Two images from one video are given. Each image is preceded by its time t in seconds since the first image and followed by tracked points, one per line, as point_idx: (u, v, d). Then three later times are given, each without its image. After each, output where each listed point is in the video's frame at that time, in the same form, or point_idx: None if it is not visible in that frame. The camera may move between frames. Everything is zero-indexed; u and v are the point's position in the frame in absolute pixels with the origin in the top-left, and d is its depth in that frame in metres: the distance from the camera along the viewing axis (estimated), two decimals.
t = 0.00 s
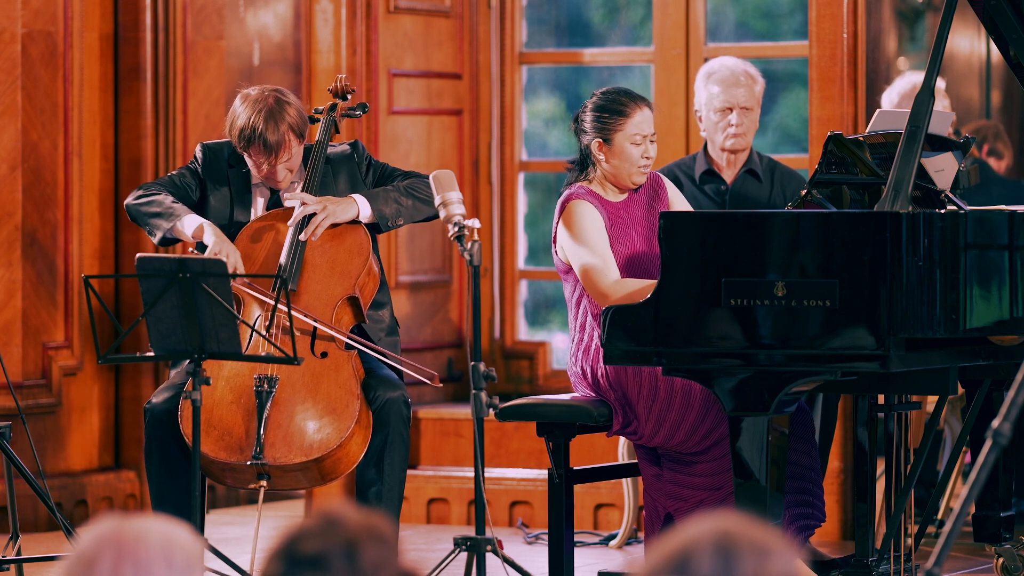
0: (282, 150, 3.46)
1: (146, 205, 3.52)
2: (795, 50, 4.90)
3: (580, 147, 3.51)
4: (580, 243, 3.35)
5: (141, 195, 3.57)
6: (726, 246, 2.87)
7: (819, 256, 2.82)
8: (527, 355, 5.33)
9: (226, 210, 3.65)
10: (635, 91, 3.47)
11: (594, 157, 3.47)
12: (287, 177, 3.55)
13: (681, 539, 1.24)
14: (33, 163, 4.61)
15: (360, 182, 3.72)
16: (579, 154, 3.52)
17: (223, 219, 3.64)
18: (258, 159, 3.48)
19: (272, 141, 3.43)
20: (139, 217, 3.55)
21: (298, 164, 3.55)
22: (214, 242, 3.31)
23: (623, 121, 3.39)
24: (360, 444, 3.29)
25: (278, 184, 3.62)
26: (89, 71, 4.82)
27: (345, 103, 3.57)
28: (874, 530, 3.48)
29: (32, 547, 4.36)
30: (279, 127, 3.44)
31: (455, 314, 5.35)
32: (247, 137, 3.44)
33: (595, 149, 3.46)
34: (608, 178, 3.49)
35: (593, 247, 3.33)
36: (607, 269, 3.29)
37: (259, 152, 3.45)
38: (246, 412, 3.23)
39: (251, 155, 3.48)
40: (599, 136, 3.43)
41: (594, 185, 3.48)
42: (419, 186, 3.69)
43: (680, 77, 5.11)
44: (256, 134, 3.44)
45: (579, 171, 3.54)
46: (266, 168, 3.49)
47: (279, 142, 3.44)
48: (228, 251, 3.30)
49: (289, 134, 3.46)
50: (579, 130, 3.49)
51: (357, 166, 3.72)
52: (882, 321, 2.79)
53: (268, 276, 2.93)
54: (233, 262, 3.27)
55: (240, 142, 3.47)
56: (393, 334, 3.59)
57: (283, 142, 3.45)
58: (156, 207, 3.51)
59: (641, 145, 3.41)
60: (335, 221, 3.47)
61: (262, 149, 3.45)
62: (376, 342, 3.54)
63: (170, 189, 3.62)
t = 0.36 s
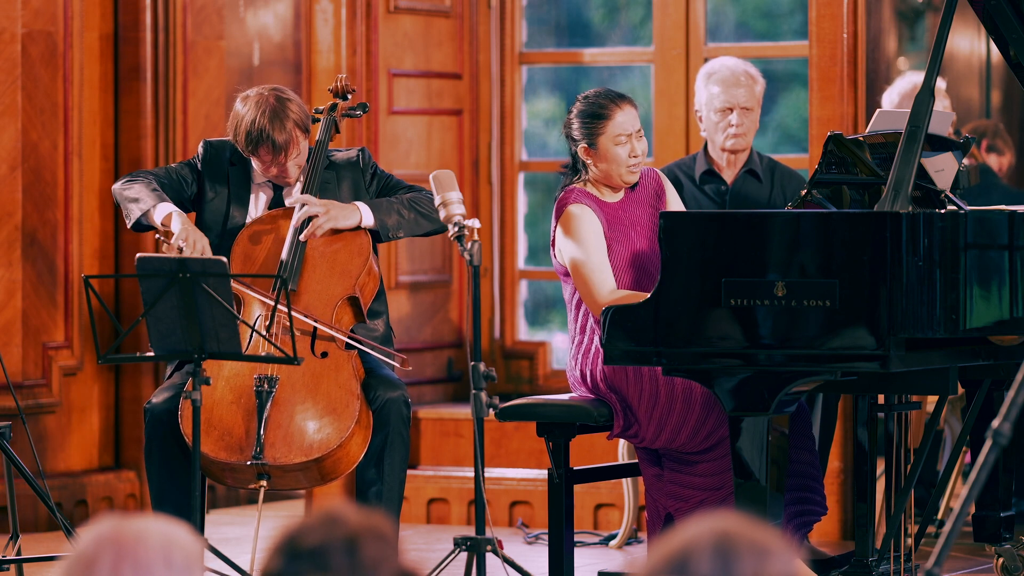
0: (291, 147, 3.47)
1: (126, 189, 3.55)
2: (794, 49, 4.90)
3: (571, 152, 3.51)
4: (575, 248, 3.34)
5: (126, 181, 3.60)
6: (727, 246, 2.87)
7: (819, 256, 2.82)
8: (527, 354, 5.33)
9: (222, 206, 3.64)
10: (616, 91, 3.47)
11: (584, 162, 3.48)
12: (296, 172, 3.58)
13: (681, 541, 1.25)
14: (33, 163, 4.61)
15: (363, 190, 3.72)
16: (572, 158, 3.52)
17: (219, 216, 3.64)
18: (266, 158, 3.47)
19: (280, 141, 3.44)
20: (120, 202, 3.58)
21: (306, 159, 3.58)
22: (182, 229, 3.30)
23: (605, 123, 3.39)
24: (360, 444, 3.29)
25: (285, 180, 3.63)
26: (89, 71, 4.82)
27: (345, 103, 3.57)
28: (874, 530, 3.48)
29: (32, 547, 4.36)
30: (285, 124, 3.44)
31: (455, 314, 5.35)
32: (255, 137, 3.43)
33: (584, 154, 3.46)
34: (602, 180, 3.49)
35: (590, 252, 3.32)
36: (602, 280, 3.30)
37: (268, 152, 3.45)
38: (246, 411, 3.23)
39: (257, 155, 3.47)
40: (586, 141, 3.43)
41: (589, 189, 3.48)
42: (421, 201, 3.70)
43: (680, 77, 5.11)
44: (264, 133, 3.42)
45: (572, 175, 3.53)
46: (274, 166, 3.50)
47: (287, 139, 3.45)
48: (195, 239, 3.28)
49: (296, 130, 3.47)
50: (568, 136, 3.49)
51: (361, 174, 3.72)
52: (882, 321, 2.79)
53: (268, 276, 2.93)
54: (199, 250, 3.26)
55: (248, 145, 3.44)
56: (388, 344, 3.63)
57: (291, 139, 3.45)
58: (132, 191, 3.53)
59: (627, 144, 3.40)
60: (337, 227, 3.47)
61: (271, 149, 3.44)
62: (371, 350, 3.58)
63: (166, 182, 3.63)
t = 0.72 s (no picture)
0: (294, 147, 3.47)
1: (118, 177, 3.55)
2: (794, 49, 4.91)
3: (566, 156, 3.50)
4: (576, 245, 3.34)
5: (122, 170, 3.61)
6: (726, 246, 2.87)
7: (819, 256, 2.82)
8: (527, 355, 5.33)
9: (221, 205, 3.64)
10: (609, 93, 3.47)
11: (580, 166, 3.46)
12: (300, 171, 3.57)
13: (674, 547, 1.32)
14: (33, 163, 4.61)
15: (365, 192, 3.72)
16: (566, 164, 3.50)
17: (217, 213, 3.64)
18: (269, 159, 3.48)
19: (283, 141, 3.43)
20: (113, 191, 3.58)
21: (309, 157, 3.58)
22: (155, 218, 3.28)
23: (603, 125, 3.39)
24: (360, 444, 3.29)
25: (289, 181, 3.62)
26: (90, 72, 4.82)
27: (345, 103, 3.57)
28: (874, 530, 3.48)
29: (32, 547, 4.36)
30: (287, 125, 3.44)
31: (456, 314, 5.35)
32: (257, 138, 3.43)
33: (580, 159, 3.45)
34: (600, 182, 3.48)
35: (583, 244, 3.34)
36: (604, 274, 3.30)
37: (270, 152, 3.45)
38: (246, 411, 3.23)
39: (258, 155, 3.47)
40: (583, 144, 3.42)
41: (585, 191, 3.47)
42: (421, 205, 3.69)
43: (680, 77, 5.11)
44: (267, 134, 3.42)
45: (564, 180, 3.50)
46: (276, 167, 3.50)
47: (290, 140, 3.44)
48: (169, 230, 3.27)
49: (298, 130, 3.47)
50: (562, 140, 3.48)
51: (363, 176, 3.72)
52: (882, 321, 2.79)
53: (267, 275, 2.93)
54: (171, 241, 3.26)
55: (250, 147, 3.44)
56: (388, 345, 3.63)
57: (293, 140, 3.45)
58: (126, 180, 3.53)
59: (624, 146, 3.40)
60: (338, 232, 3.46)
61: (273, 150, 3.44)
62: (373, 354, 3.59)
63: (164, 176, 3.63)
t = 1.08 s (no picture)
0: (293, 147, 3.47)
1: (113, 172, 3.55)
2: (794, 49, 4.91)
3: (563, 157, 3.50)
4: (578, 244, 3.34)
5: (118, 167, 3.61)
6: (726, 246, 2.87)
7: (819, 256, 2.82)
8: (527, 355, 5.33)
9: (218, 205, 3.65)
10: (604, 94, 3.47)
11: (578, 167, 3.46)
12: (299, 171, 3.56)
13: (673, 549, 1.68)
14: (33, 162, 4.61)
15: (365, 192, 3.72)
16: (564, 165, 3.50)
17: (214, 212, 3.64)
18: (268, 159, 3.48)
19: (281, 141, 3.43)
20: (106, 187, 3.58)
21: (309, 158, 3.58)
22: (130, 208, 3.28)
23: (598, 127, 3.38)
24: (360, 444, 3.30)
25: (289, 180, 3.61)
26: (90, 72, 4.82)
27: (345, 102, 3.57)
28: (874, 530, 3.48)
29: (32, 547, 4.36)
30: (286, 125, 3.44)
31: (455, 314, 5.35)
32: (256, 138, 3.42)
33: (577, 157, 3.45)
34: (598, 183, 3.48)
35: (582, 241, 3.34)
36: (608, 266, 3.30)
37: (269, 152, 3.45)
38: (246, 412, 3.23)
39: (257, 155, 3.47)
40: (579, 145, 3.42)
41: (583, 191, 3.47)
42: (420, 204, 3.68)
43: (680, 77, 5.11)
44: (265, 134, 3.42)
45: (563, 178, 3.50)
46: (274, 167, 3.50)
47: (288, 140, 3.44)
48: (143, 218, 3.26)
49: (297, 130, 3.47)
50: (559, 142, 3.48)
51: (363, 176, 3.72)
52: (882, 321, 2.79)
53: (267, 275, 2.92)
54: (145, 228, 3.25)
55: (249, 147, 3.44)
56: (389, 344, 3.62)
57: (292, 140, 3.45)
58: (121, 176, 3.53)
59: (620, 145, 3.40)
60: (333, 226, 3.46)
61: (272, 149, 3.44)
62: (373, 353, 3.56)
63: (161, 174, 3.64)
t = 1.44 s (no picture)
0: (291, 147, 3.47)
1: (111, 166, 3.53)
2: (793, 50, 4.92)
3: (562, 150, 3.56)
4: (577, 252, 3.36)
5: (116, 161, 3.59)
6: (726, 246, 2.87)
7: (819, 256, 2.83)
8: (527, 355, 5.31)
9: (216, 204, 3.64)
10: (603, 93, 3.47)
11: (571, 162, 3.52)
12: (298, 172, 3.57)
13: None
14: (33, 162, 4.62)
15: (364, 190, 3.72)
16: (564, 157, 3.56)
17: (213, 210, 3.64)
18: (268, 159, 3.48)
19: (280, 141, 3.43)
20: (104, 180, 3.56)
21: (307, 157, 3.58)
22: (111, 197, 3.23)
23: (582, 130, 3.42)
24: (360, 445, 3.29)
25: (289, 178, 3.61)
26: (90, 71, 4.77)
27: (345, 102, 3.57)
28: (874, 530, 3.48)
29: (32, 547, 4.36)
30: (285, 125, 3.43)
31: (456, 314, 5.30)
32: (254, 137, 3.42)
33: (568, 153, 3.53)
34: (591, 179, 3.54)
35: (580, 243, 3.36)
36: (612, 275, 3.32)
37: (268, 152, 3.44)
38: (246, 412, 3.21)
39: (256, 154, 3.47)
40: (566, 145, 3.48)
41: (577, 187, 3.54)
42: (420, 203, 3.71)
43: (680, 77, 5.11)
44: (263, 134, 3.42)
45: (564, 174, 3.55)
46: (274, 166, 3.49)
47: (286, 141, 3.44)
48: (125, 207, 3.22)
49: (296, 130, 3.47)
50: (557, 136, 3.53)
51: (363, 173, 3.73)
52: (883, 321, 2.79)
53: (267, 275, 2.93)
54: (125, 217, 3.20)
55: (248, 145, 3.44)
56: (390, 344, 3.63)
57: (291, 141, 3.45)
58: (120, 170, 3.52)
59: (601, 149, 3.44)
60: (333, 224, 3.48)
61: (270, 149, 3.44)
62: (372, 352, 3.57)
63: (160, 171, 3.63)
